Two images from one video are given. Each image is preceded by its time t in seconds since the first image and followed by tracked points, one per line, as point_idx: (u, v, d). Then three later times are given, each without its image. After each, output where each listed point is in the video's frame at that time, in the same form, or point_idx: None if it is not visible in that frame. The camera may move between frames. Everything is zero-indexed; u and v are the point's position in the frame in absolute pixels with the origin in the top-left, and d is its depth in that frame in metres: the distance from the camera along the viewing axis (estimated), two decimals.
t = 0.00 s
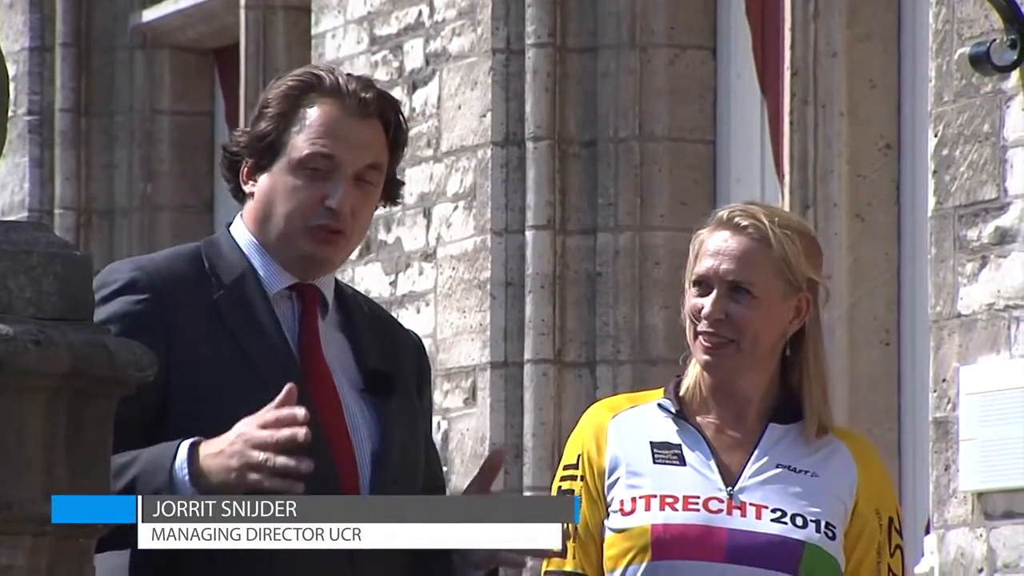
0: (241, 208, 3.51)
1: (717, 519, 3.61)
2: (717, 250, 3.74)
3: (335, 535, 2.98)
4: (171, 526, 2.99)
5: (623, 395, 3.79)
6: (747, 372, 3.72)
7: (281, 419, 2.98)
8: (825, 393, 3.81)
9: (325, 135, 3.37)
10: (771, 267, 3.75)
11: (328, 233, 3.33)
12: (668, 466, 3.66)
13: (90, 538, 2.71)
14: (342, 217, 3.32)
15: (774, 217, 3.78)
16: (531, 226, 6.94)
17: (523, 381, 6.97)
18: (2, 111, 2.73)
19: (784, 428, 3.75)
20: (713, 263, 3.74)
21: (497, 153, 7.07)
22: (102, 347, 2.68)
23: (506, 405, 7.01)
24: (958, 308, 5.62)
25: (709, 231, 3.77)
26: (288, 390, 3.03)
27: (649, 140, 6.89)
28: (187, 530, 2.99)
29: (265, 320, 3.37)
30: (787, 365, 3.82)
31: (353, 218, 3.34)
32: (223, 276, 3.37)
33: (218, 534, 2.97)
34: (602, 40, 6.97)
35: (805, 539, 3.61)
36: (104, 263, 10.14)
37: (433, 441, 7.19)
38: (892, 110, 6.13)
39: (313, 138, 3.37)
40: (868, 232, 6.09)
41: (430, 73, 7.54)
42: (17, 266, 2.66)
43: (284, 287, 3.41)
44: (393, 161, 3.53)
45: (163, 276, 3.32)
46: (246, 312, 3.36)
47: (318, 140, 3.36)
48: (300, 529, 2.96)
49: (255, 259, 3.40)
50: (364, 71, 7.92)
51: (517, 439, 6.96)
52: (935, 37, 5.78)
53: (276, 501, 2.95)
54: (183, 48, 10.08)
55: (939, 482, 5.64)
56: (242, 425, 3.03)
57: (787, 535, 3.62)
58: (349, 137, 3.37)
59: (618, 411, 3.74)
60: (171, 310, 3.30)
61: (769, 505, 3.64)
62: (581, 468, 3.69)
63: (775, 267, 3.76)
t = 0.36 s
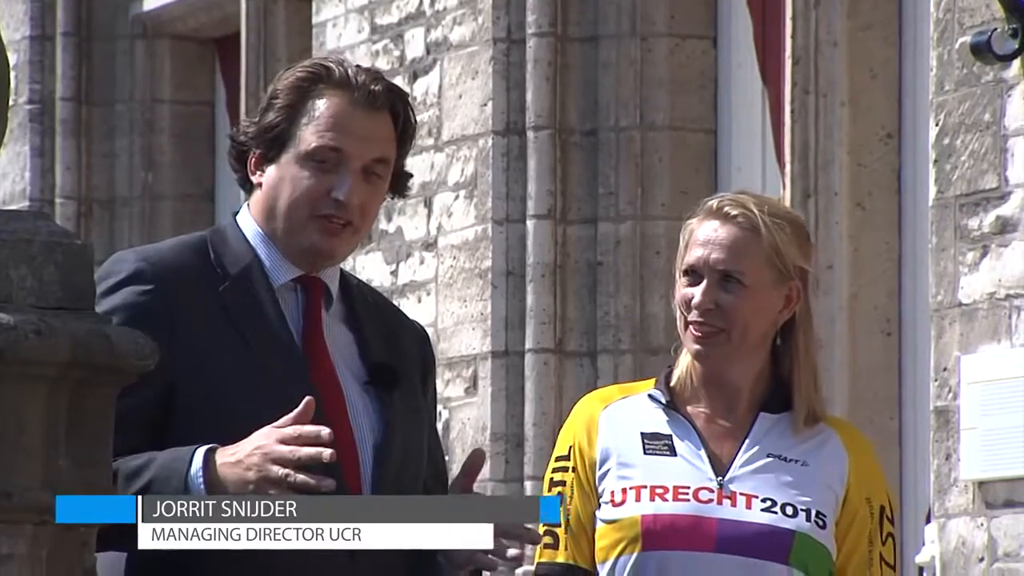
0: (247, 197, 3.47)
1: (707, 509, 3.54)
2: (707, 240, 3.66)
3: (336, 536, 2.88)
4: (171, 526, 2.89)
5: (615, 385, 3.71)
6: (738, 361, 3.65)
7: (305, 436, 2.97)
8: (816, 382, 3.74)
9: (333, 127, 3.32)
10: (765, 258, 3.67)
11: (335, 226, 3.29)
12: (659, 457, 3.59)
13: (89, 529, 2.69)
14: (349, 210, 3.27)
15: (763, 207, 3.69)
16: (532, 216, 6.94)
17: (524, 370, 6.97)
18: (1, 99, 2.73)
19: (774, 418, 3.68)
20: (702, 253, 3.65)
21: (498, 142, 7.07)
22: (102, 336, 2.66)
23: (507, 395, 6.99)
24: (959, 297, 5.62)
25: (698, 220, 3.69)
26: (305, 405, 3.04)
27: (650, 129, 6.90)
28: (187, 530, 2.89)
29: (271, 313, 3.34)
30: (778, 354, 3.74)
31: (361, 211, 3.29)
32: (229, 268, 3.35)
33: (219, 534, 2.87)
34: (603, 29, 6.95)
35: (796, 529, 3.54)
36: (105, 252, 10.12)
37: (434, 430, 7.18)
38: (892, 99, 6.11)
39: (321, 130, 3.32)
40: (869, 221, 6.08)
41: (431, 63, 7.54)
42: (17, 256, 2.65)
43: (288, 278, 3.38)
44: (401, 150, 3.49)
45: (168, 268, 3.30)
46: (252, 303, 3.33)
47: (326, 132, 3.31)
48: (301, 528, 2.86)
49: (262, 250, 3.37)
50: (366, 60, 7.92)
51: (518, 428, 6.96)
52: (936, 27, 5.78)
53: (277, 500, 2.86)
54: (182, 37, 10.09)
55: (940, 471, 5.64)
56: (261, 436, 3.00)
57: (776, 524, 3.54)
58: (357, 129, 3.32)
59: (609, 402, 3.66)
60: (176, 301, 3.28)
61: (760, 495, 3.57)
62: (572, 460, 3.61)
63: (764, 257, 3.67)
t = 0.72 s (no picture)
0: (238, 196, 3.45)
1: (700, 504, 3.50)
2: (700, 232, 3.64)
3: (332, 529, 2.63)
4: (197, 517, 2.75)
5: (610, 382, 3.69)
6: (732, 353, 3.62)
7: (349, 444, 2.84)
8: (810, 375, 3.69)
9: (313, 102, 3.32)
10: (757, 247, 3.65)
11: (327, 198, 3.27)
12: (653, 452, 3.56)
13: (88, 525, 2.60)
14: (338, 179, 3.27)
15: (754, 198, 3.68)
16: (531, 211, 6.94)
17: (523, 366, 6.96)
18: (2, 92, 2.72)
19: (768, 411, 3.63)
20: (696, 244, 3.64)
21: (497, 137, 7.07)
22: (102, 331, 2.59)
23: (506, 390, 6.99)
24: (959, 292, 5.62)
25: (690, 214, 3.68)
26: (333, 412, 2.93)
27: (648, 125, 6.90)
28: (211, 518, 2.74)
29: (267, 306, 3.27)
30: (772, 346, 3.70)
31: (350, 181, 3.29)
32: (225, 261, 3.28)
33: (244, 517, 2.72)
34: (601, 25, 6.95)
35: (788, 523, 3.49)
36: (104, 247, 10.10)
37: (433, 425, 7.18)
38: (892, 94, 6.09)
39: (300, 105, 3.32)
40: (868, 216, 6.08)
41: (430, 58, 7.53)
42: (15, 250, 2.56)
43: (284, 269, 3.32)
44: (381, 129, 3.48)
45: (166, 262, 3.24)
46: (249, 297, 3.26)
47: (306, 108, 3.31)
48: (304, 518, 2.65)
49: (256, 243, 3.32)
50: (364, 56, 7.91)
51: (517, 424, 6.95)
52: (935, 22, 5.78)
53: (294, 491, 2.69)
54: (180, 32, 10.08)
55: (939, 467, 5.64)
56: (286, 442, 2.87)
57: (769, 518, 3.50)
58: (338, 100, 3.32)
59: (604, 397, 3.65)
60: (173, 296, 3.21)
61: (752, 489, 3.53)
62: (568, 455, 3.60)
63: (757, 247, 3.65)
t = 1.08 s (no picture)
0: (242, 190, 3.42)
1: (709, 504, 3.57)
2: (706, 233, 3.68)
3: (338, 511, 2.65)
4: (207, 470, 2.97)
5: (615, 380, 3.75)
6: (736, 354, 3.68)
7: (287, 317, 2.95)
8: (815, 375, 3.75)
9: (326, 114, 3.30)
10: (763, 248, 3.69)
11: (329, 213, 3.26)
12: (661, 451, 3.62)
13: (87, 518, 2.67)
14: (341, 196, 3.25)
15: (761, 199, 3.71)
16: (531, 210, 6.94)
17: (523, 364, 6.97)
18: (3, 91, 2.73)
19: (776, 412, 3.71)
20: (701, 246, 3.68)
21: (497, 136, 7.07)
22: (101, 329, 2.66)
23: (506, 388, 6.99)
24: (959, 291, 5.62)
25: (697, 213, 3.71)
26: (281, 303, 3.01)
27: (649, 123, 6.89)
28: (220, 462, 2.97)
29: (268, 306, 3.28)
30: (777, 346, 3.76)
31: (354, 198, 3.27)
32: (226, 259, 3.29)
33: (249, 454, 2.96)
34: (602, 24, 6.95)
35: (797, 523, 3.56)
36: (104, 245, 10.09)
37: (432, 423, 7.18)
38: (892, 92, 6.09)
39: (312, 117, 3.30)
40: (868, 214, 6.08)
41: (431, 56, 7.53)
42: (16, 249, 2.63)
43: (285, 268, 3.32)
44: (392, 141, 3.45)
45: (170, 259, 3.25)
46: (249, 296, 3.28)
47: (318, 119, 3.29)
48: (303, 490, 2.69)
49: (256, 241, 3.31)
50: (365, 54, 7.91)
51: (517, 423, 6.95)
52: (936, 20, 5.78)
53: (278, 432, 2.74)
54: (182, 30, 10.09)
55: (939, 465, 5.63)
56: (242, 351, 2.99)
57: (778, 519, 3.57)
58: (349, 116, 3.30)
59: (610, 397, 3.70)
60: (174, 293, 3.22)
61: (762, 490, 3.59)
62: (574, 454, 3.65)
63: (764, 248, 3.69)
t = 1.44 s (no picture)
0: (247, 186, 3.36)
1: (713, 499, 3.52)
2: (710, 227, 3.62)
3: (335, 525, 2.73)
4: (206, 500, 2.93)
5: (617, 375, 3.69)
6: (739, 350, 3.62)
7: (280, 382, 2.83)
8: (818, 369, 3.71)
9: (332, 112, 3.21)
10: (766, 242, 3.64)
11: (337, 210, 3.18)
12: (664, 446, 3.56)
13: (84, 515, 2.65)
14: (349, 195, 3.16)
15: (764, 194, 3.67)
16: (532, 206, 6.93)
17: (523, 360, 6.96)
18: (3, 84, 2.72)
19: (778, 407, 3.66)
20: (705, 241, 3.62)
21: (497, 132, 7.06)
22: (101, 325, 2.66)
23: (506, 383, 6.99)
24: (959, 287, 5.63)
25: (700, 209, 3.66)
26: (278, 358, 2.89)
27: (649, 118, 6.89)
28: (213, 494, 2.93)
29: (271, 299, 3.23)
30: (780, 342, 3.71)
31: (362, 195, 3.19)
32: (230, 256, 3.24)
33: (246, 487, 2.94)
34: (602, 20, 6.95)
35: (801, 519, 3.52)
36: (104, 241, 10.09)
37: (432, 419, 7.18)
38: (892, 88, 6.08)
39: (319, 115, 3.21)
40: (868, 210, 6.06)
41: (431, 52, 7.53)
42: (16, 244, 2.62)
43: (290, 265, 3.27)
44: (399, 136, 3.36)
45: (172, 257, 3.21)
46: (253, 290, 3.22)
47: (324, 117, 3.20)
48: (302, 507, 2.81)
49: (262, 239, 3.26)
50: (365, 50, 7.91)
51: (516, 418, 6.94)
52: (936, 15, 5.78)
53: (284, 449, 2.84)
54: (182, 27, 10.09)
55: (939, 461, 5.64)
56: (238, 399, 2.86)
57: (781, 515, 3.52)
58: (355, 114, 3.21)
59: (612, 391, 3.64)
60: (176, 288, 3.18)
61: (766, 484, 3.55)
62: (577, 449, 3.59)
63: (767, 244, 3.64)
